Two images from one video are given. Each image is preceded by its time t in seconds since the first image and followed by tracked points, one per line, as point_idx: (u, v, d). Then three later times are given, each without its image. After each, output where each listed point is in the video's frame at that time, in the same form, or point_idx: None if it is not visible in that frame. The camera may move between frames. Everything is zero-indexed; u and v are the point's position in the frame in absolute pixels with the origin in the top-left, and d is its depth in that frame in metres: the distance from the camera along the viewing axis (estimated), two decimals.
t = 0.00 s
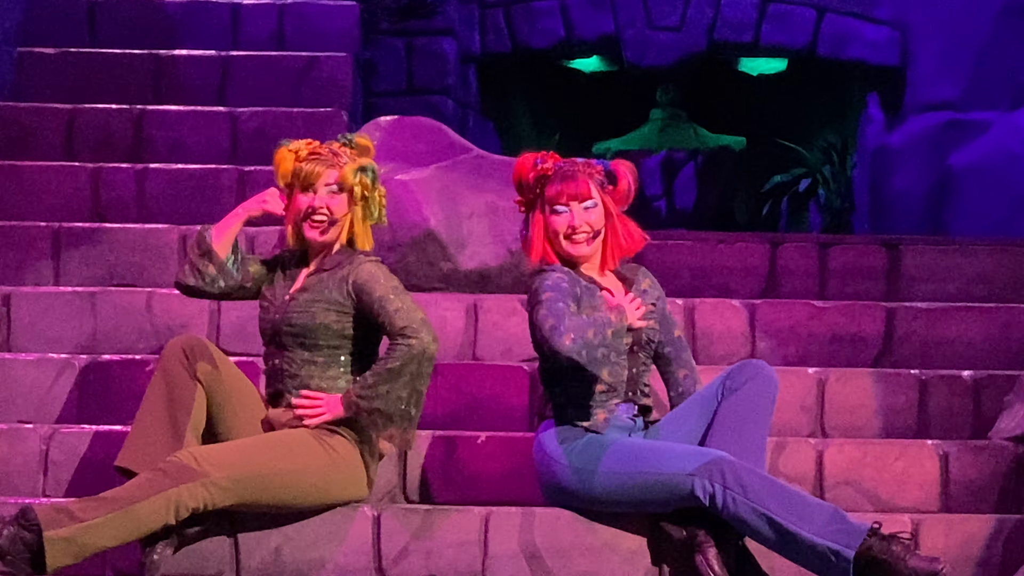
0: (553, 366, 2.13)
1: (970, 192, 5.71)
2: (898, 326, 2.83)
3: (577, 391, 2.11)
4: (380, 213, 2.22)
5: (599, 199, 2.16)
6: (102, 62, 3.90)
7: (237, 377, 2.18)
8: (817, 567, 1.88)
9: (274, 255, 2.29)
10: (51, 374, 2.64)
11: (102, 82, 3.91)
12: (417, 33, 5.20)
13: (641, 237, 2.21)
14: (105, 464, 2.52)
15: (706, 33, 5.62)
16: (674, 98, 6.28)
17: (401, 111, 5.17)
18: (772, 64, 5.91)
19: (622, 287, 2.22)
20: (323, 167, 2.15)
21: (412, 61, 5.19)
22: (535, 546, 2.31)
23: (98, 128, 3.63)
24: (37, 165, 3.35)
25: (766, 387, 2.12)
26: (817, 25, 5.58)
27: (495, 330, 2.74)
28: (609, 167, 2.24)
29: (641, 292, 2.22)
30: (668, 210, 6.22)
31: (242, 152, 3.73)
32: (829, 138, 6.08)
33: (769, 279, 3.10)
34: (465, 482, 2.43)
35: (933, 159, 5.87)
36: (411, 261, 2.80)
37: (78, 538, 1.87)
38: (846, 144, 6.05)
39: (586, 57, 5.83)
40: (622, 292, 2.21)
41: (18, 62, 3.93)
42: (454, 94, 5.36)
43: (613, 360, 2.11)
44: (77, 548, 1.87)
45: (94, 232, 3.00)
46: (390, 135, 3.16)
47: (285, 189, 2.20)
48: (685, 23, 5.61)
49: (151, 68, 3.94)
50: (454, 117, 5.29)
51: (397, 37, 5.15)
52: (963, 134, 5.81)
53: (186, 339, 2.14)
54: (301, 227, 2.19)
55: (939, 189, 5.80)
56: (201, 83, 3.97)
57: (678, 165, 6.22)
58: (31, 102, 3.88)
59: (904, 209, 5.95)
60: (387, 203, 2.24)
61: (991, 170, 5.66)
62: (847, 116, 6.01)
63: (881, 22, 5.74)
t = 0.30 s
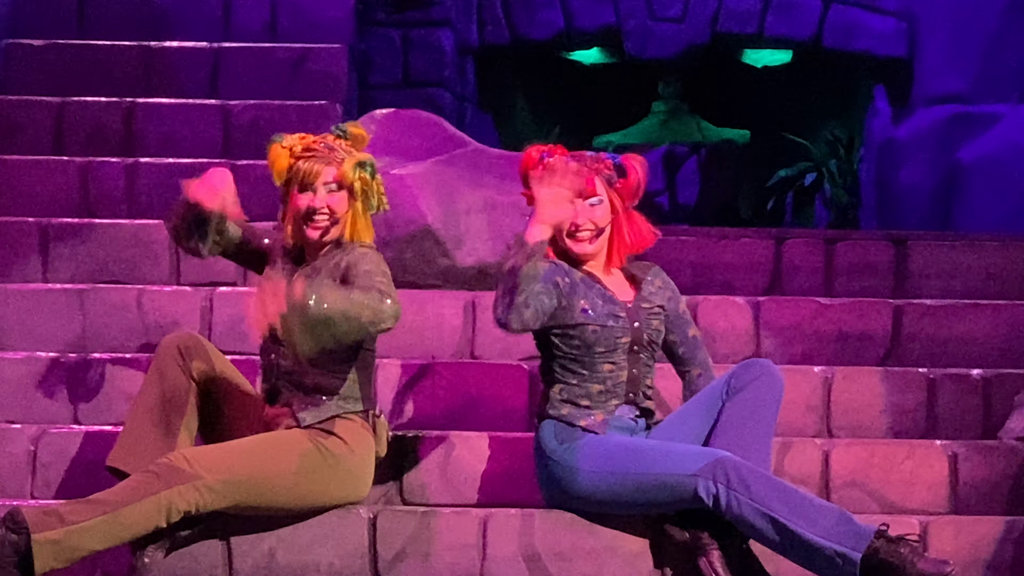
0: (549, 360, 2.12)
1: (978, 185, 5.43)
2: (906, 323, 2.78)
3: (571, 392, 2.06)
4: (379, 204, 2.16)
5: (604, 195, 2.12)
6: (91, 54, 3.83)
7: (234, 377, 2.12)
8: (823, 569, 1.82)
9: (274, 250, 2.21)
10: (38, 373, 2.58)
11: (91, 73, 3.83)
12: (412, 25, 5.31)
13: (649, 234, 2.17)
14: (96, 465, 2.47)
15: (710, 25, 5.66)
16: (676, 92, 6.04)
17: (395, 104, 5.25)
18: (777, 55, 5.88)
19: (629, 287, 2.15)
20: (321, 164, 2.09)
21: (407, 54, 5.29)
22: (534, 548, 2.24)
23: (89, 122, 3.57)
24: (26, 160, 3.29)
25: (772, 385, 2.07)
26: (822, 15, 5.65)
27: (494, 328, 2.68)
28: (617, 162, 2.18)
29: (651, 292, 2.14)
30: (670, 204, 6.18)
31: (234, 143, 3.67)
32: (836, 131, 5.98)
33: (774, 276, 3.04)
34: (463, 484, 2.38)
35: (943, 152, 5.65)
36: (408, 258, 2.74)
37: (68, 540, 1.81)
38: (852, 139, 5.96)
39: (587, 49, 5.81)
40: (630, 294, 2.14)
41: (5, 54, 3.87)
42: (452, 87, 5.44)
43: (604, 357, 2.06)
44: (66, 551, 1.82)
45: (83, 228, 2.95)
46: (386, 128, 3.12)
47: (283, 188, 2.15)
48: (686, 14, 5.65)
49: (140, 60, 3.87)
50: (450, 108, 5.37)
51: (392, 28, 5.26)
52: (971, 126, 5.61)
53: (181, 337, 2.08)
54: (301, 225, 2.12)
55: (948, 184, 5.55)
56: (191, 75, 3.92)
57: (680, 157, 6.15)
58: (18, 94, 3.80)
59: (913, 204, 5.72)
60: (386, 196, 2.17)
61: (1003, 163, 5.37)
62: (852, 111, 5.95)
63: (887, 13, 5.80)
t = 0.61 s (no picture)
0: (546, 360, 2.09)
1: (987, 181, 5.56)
2: (911, 321, 2.73)
3: (566, 392, 2.04)
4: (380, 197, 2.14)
5: (609, 192, 2.06)
6: (83, 48, 3.79)
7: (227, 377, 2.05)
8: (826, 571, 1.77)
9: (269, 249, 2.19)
10: (28, 371, 2.53)
11: (82, 67, 3.79)
12: (410, 17, 5.09)
13: (656, 234, 2.13)
14: (86, 466, 2.41)
15: (712, 17, 5.56)
16: (677, 85, 5.99)
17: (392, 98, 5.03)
18: (779, 48, 5.74)
19: (629, 287, 2.10)
20: (320, 158, 2.04)
21: (405, 46, 5.07)
22: (534, 549, 2.19)
23: (78, 115, 3.53)
24: (15, 155, 3.25)
25: (775, 383, 2.02)
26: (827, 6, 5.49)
27: (492, 326, 2.63)
28: (627, 159, 2.13)
29: (651, 289, 2.09)
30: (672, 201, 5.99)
31: (227, 140, 3.64)
32: (839, 126, 5.96)
33: (777, 272, 3.00)
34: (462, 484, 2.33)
35: (949, 147, 5.69)
36: (404, 255, 2.69)
37: (59, 543, 1.75)
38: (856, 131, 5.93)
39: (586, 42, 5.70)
40: (628, 294, 2.09)
41: None
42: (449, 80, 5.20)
43: (599, 358, 2.03)
44: (57, 555, 1.76)
45: (74, 224, 2.91)
46: (382, 122, 3.08)
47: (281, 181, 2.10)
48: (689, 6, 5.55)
49: (132, 53, 3.82)
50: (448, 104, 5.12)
51: (389, 20, 5.02)
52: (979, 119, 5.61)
53: (172, 334, 2.03)
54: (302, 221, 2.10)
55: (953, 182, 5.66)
56: (183, 68, 3.88)
57: (682, 152, 6.15)
58: (8, 87, 3.75)
59: (919, 198, 5.79)
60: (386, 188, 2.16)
61: (1010, 157, 5.50)
62: (857, 105, 5.87)
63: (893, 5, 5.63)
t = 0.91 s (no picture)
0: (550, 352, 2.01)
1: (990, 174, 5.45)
2: (914, 317, 2.69)
3: (581, 387, 1.95)
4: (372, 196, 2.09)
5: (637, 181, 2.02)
6: (75, 41, 3.75)
7: (221, 374, 2.01)
8: (829, 570, 1.74)
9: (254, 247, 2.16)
10: (18, 368, 2.50)
11: (74, 60, 3.76)
12: (405, 9, 5.04)
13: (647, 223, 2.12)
14: (77, 464, 2.38)
15: (711, 9, 5.46)
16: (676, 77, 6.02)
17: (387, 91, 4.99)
18: (780, 41, 5.76)
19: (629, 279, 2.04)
20: (313, 154, 2.00)
21: (400, 38, 5.03)
22: (530, 549, 2.13)
23: (70, 109, 3.49)
24: (5, 149, 3.21)
25: (774, 381, 2.00)
26: None
27: (489, 322, 2.59)
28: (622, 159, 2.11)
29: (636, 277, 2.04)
30: (671, 195, 5.87)
31: (219, 134, 3.59)
32: (840, 118, 5.92)
33: (777, 268, 2.96)
34: (458, 483, 2.29)
35: (953, 142, 5.59)
36: (399, 250, 2.67)
37: (47, 544, 1.72)
38: (858, 126, 5.89)
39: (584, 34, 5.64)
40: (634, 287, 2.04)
41: None
42: (445, 73, 5.15)
43: (617, 352, 1.97)
44: (47, 554, 1.72)
45: (65, 218, 2.87)
46: (377, 116, 3.04)
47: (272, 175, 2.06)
48: None
49: (124, 46, 3.79)
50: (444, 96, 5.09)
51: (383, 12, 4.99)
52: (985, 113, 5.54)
53: (165, 333, 1.99)
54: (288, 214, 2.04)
55: (957, 176, 5.56)
56: (176, 61, 3.84)
57: (682, 147, 5.90)
58: None
59: (925, 194, 5.67)
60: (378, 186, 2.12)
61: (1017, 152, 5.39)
62: (859, 98, 5.84)
63: None
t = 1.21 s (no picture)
0: (553, 346, 2.03)
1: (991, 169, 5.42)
2: (912, 314, 2.69)
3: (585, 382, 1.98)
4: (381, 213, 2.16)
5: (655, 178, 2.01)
6: (71, 37, 3.75)
7: (217, 369, 2.01)
8: (829, 568, 1.74)
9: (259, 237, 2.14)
10: (15, 365, 2.49)
11: (70, 57, 3.75)
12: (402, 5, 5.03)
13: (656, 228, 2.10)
14: (74, 461, 2.38)
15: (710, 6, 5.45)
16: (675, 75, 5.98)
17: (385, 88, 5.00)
18: (778, 37, 5.72)
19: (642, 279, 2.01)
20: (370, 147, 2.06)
21: (397, 34, 5.02)
22: (528, 547, 2.16)
23: (66, 105, 3.49)
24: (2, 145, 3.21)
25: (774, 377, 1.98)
26: None
27: (486, 319, 2.59)
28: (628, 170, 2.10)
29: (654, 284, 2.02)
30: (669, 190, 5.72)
31: (216, 130, 3.59)
32: (840, 116, 5.90)
33: (775, 265, 2.96)
34: (455, 480, 2.29)
35: (953, 137, 5.63)
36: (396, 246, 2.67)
37: (45, 541, 1.71)
38: (857, 121, 5.87)
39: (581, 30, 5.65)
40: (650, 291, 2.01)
41: None
42: (443, 70, 5.14)
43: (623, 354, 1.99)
44: (44, 551, 1.71)
45: (61, 215, 2.87)
46: (375, 113, 3.04)
47: (316, 156, 2.07)
48: None
49: (120, 42, 3.78)
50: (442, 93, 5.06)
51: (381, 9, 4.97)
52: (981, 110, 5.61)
53: (162, 328, 1.99)
54: (322, 206, 2.06)
55: (957, 172, 5.53)
56: (172, 57, 3.84)
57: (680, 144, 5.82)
58: None
59: (924, 189, 5.69)
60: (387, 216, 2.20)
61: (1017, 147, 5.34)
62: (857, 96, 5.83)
63: None
